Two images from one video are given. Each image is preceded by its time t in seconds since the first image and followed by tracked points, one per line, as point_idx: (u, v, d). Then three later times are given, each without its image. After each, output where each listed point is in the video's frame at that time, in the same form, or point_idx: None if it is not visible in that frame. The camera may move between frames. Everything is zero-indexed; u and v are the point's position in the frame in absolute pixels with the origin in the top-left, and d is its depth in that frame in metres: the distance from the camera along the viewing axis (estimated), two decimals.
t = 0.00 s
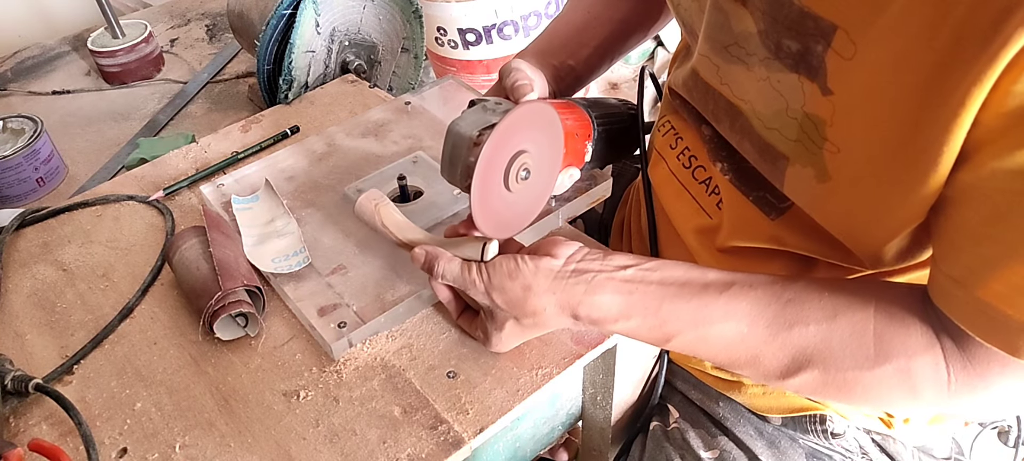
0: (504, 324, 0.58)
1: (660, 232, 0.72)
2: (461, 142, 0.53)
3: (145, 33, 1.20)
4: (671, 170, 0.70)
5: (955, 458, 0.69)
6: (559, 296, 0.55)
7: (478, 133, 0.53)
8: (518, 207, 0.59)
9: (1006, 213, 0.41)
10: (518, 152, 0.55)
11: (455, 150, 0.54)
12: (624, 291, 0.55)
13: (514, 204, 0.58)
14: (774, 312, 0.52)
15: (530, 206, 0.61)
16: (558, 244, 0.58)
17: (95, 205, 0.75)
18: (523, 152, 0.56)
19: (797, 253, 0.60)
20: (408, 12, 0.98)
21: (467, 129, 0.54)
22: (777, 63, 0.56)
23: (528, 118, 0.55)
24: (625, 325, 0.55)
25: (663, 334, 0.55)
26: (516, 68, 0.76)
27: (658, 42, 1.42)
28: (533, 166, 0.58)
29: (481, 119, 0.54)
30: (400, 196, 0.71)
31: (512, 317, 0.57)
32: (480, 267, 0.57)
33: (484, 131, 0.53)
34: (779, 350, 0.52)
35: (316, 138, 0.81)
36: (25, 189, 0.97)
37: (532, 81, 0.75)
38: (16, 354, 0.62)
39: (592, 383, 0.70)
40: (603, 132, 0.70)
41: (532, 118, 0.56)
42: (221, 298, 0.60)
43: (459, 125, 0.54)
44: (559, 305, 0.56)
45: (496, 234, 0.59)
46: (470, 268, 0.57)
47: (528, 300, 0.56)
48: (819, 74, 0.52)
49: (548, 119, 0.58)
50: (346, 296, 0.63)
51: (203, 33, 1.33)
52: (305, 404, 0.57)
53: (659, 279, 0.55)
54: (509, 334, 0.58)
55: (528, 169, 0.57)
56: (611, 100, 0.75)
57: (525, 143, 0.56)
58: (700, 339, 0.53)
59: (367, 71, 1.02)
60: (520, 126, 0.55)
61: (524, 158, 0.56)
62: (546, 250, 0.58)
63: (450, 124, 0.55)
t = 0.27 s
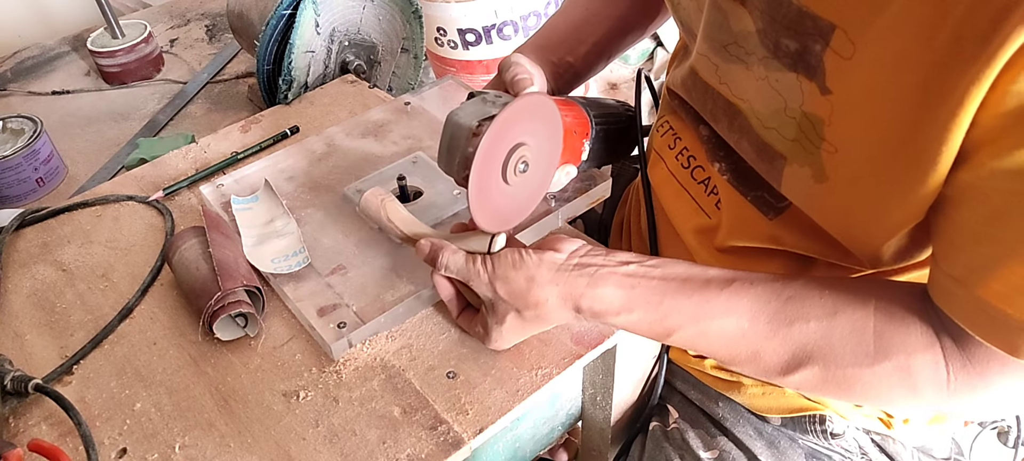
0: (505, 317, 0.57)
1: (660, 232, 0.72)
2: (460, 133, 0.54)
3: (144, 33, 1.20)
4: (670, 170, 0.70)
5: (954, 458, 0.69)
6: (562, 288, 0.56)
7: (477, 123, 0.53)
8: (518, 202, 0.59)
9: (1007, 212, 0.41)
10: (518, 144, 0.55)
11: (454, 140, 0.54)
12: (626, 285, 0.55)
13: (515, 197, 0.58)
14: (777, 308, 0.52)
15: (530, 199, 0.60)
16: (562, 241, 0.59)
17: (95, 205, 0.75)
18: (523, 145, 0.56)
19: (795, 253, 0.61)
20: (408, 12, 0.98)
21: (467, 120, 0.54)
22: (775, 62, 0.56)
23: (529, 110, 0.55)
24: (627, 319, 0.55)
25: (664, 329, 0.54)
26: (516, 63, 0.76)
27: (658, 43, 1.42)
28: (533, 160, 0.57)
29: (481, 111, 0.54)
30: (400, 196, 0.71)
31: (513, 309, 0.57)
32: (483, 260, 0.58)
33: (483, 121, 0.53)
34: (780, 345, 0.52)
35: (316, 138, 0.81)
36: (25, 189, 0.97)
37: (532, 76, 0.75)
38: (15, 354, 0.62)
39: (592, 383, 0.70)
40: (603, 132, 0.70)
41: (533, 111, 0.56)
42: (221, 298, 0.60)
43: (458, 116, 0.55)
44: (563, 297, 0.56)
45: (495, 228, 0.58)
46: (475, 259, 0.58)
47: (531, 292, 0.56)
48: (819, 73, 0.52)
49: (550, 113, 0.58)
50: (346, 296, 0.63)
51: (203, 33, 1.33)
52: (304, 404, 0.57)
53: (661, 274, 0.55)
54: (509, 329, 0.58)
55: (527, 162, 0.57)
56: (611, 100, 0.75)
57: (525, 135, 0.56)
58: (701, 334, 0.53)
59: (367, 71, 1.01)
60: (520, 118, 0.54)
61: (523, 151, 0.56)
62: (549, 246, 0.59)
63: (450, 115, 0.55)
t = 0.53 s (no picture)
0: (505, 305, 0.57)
1: (659, 233, 0.72)
2: (453, 126, 0.54)
3: (144, 34, 1.20)
4: (667, 170, 0.70)
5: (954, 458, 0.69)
6: (565, 274, 0.56)
7: (471, 117, 0.54)
8: (510, 196, 0.60)
9: (1004, 212, 0.41)
10: (511, 138, 0.56)
11: (448, 132, 0.55)
12: (627, 275, 0.56)
13: (508, 190, 0.59)
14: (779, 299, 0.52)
15: (524, 193, 0.61)
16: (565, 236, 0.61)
17: (95, 205, 0.75)
18: (516, 139, 0.56)
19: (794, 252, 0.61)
20: (408, 12, 0.98)
21: (462, 113, 0.55)
22: (772, 61, 0.56)
23: (524, 105, 0.56)
24: (627, 307, 0.56)
25: (663, 319, 0.55)
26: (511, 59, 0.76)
27: (658, 43, 1.42)
28: (527, 155, 0.58)
29: (476, 104, 0.55)
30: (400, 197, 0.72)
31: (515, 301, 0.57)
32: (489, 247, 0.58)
33: (477, 115, 0.54)
34: (778, 338, 0.52)
35: (316, 138, 0.81)
36: (25, 190, 0.97)
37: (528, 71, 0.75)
38: (15, 354, 0.62)
39: (592, 383, 0.70)
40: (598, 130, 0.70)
41: (527, 106, 0.56)
42: (221, 298, 0.60)
43: (453, 109, 0.55)
44: (564, 285, 0.56)
45: (488, 221, 0.59)
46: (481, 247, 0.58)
47: (534, 277, 0.56)
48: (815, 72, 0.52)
49: (545, 109, 0.58)
50: (346, 296, 0.63)
51: (203, 33, 1.33)
52: (304, 405, 0.57)
53: (662, 265, 0.56)
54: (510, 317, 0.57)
55: (520, 157, 0.57)
56: (609, 100, 0.75)
57: (519, 130, 0.56)
58: (700, 325, 0.54)
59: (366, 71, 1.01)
60: (515, 113, 0.55)
61: (517, 145, 0.56)
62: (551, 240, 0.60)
63: (445, 107, 0.56)
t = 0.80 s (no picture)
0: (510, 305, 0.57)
1: (662, 233, 0.72)
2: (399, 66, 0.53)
3: (144, 34, 1.20)
4: (672, 171, 0.70)
5: (954, 458, 0.69)
6: (574, 274, 0.56)
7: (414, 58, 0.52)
8: (473, 132, 0.58)
9: (1010, 208, 0.41)
10: (461, 69, 0.54)
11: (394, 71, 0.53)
12: (636, 276, 0.56)
13: (466, 125, 0.57)
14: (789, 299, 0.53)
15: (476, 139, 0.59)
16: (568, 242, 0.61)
17: (95, 205, 0.75)
18: (468, 71, 0.55)
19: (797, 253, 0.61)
20: (407, 12, 0.98)
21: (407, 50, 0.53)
22: (778, 58, 0.56)
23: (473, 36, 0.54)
24: (637, 307, 0.56)
25: (673, 320, 0.55)
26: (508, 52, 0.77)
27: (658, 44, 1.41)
28: (484, 87, 0.56)
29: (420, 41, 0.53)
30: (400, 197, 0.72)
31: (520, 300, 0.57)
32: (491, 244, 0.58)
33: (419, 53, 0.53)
34: (784, 337, 0.52)
35: (316, 138, 0.81)
36: (24, 190, 0.97)
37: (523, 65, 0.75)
38: (15, 355, 0.62)
39: (592, 383, 0.70)
40: (587, 101, 0.71)
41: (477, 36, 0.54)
42: (221, 299, 0.60)
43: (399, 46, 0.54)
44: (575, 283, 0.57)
45: (445, 157, 0.58)
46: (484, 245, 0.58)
47: (540, 276, 0.56)
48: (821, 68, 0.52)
49: (500, 41, 0.56)
50: (346, 296, 0.63)
51: (203, 34, 1.33)
52: (304, 405, 0.57)
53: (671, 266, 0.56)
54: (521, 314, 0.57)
55: (474, 90, 0.56)
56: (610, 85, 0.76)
57: (469, 62, 0.55)
58: (705, 324, 0.54)
59: (366, 72, 1.01)
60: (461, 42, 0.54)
61: (470, 77, 0.55)
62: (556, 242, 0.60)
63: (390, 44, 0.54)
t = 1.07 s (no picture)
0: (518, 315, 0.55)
1: (663, 232, 0.72)
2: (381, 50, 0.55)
3: (144, 34, 1.20)
4: (671, 169, 0.70)
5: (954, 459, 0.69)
6: (611, 315, 0.54)
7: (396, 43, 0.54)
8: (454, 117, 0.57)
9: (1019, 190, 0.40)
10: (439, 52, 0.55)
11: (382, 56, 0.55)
12: (662, 309, 0.54)
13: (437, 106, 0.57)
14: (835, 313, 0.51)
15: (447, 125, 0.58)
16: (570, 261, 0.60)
17: (95, 205, 0.75)
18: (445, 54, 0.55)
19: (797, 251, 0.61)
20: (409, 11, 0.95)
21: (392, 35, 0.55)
22: (781, 47, 0.56)
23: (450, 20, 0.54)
24: (667, 346, 0.54)
25: (707, 350, 0.54)
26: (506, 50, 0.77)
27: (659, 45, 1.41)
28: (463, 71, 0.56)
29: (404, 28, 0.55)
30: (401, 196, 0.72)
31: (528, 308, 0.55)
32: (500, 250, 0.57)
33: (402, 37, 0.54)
34: (812, 362, 0.52)
35: (316, 138, 0.81)
36: (24, 190, 0.97)
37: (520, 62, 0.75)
38: (15, 354, 0.62)
39: (591, 383, 0.69)
40: (581, 94, 0.70)
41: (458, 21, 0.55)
42: (221, 298, 0.60)
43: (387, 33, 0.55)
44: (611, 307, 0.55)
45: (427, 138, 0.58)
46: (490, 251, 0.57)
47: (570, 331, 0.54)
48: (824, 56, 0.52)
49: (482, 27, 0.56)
50: (346, 296, 0.63)
51: (203, 34, 1.33)
52: (304, 405, 0.57)
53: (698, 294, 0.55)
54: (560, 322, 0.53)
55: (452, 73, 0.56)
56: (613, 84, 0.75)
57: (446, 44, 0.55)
58: (742, 356, 0.53)
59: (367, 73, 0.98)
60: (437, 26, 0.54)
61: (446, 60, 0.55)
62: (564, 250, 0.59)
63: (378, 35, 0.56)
